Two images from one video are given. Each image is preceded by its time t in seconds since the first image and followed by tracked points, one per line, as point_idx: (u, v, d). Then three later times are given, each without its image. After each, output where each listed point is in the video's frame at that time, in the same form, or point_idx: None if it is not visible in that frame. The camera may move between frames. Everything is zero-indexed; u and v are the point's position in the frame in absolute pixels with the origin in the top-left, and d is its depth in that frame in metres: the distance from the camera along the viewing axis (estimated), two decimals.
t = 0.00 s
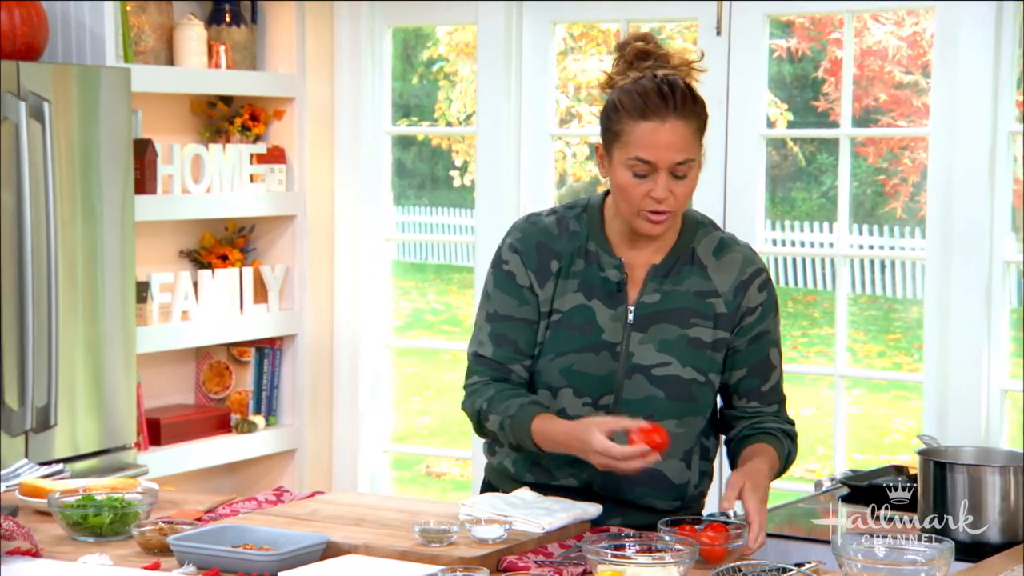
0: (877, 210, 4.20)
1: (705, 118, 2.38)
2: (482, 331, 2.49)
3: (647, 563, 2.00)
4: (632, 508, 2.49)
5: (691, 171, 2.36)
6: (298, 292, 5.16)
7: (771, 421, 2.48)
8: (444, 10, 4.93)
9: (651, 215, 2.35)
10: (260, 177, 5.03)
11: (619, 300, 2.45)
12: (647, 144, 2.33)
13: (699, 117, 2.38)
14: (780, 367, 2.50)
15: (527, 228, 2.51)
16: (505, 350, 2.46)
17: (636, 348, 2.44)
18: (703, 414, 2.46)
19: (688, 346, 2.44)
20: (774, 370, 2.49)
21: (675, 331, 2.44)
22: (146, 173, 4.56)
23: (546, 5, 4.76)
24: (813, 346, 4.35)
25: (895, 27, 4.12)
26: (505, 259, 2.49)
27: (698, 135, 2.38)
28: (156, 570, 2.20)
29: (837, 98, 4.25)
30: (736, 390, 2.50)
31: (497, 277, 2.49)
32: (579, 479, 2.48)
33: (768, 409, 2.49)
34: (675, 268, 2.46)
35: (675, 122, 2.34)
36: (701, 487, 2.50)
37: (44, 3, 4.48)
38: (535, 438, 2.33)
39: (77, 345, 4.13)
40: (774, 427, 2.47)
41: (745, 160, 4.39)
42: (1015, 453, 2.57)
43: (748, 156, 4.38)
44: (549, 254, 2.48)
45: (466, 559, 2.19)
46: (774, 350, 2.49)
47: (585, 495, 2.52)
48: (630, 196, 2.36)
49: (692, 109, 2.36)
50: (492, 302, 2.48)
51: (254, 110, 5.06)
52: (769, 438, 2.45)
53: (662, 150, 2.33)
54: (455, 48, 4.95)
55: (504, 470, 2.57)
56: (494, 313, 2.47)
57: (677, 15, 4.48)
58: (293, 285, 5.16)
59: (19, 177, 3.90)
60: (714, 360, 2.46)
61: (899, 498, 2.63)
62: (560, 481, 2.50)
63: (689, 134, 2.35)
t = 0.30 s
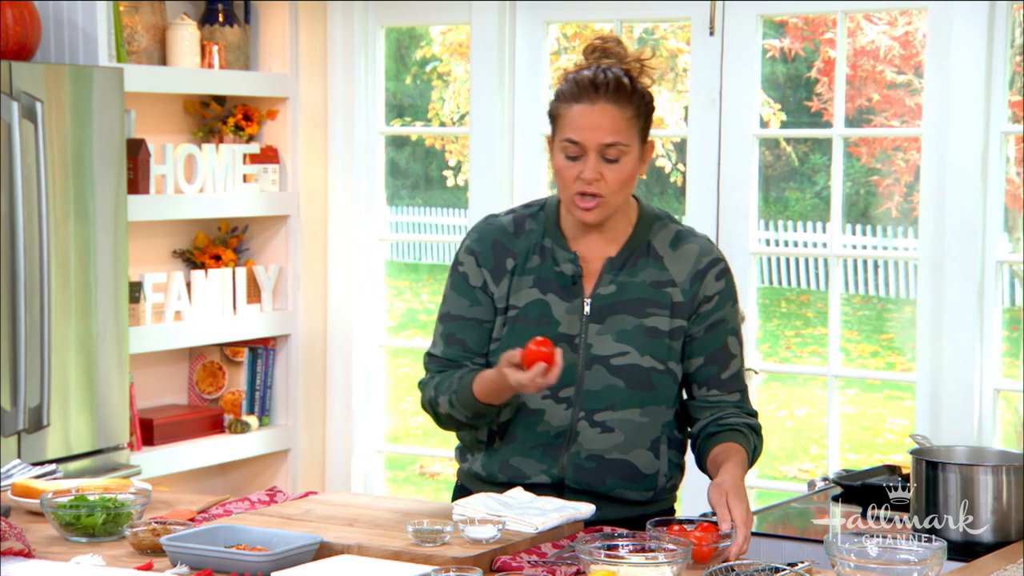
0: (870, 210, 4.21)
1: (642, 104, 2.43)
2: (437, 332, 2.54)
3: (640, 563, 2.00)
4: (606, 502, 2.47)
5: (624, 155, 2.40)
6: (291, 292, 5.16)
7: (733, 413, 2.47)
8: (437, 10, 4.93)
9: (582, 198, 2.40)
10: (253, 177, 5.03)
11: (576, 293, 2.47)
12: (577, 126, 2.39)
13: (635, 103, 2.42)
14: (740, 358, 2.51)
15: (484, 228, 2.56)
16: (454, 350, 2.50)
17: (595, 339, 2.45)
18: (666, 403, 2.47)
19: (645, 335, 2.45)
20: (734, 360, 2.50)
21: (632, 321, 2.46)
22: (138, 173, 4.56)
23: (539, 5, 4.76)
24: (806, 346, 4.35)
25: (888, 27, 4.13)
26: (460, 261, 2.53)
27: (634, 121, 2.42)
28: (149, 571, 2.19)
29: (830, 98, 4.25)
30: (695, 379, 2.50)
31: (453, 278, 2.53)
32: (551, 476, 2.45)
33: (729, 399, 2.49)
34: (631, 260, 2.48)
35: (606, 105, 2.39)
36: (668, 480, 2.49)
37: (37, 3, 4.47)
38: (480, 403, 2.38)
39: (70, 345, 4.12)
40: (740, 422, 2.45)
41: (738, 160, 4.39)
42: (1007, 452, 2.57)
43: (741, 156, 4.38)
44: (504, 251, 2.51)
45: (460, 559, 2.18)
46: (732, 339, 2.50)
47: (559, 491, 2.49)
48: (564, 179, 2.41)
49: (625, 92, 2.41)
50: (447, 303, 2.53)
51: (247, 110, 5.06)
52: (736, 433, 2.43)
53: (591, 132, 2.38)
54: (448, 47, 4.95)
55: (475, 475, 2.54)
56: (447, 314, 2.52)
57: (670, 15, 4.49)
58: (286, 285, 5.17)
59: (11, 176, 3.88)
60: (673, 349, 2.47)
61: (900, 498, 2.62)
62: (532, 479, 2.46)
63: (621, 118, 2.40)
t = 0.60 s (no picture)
0: (873, 210, 4.20)
1: (581, 89, 2.55)
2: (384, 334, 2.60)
3: (643, 563, 2.00)
4: (573, 492, 2.53)
5: (573, 136, 2.51)
6: (294, 293, 5.17)
7: (694, 392, 2.57)
8: (439, 10, 4.94)
9: (540, 179, 2.49)
10: (256, 177, 5.04)
11: (526, 286, 2.55)
12: (526, 113, 2.51)
13: (574, 88, 2.55)
14: (694, 341, 2.61)
15: (431, 233, 2.64)
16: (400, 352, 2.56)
17: (548, 330, 2.53)
18: (622, 390, 2.55)
19: (598, 324, 2.54)
20: (689, 344, 2.60)
21: (584, 310, 2.54)
22: (142, 173, 4.56)
23: (542, 4, 4.76)
24: (809, 346, 4.35)
25: (892, 27, 4.12)
26: (408, 265, 2.62)
27: (576, 104, 2.54)
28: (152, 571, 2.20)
29: (833, 98, 4.25)
30: (653, 366, 2.60)
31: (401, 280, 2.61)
32: (517, 468, 2.51)
33: (689, 381, 2.59)
34: (579, 251, 2.56)
35: (549, 91, 2.52)
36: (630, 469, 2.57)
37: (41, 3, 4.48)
38: (421, 365, 2.38)
39: (73, 345, 4.13)
40: (704, 397, 2.55)
41: (742, 160, 4.39)
42: (1011, 453, 2.56)
43: (744, 156, 4.39)
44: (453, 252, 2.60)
45: (463, 559, 2.18)
46: (685, 324, 2.60)
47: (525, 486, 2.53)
48: (519, 167, 2.50)
49: (565, 78, 2.53)
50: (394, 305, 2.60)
51: (251, 110, 5.06)
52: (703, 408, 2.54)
53: (541, 118, 2.50)
54: (451, 47, 4.95)
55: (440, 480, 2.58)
56: (394, 316, 2.57)
57: (673, 15, 4.50)
58: (289, 285, 5.17)
59: (15, 177, 3.88)
60: (626, 337, 2.56)
61: (899, 498, 2.62)
62: (498, 474, 2.51)
63: (564, 102, 2.52)
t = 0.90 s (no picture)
0: (882, 211, 4.19)
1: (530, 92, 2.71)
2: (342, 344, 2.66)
3: (651, 563, 2.00)
4: (542, 484, 2.64)
5: (536, 136, 2.67)
6: (302, 292, 5.17)
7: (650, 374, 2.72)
8: (447, 10, 4.95)
9: (516, 178, 2.62)
10: (264, 177, 5.04)
11: (487, 286, 2.64)
12: (496, 117, 2.64)
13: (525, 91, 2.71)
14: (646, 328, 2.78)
15: (384, 242, 2.70)
16: (358, 360, 2.63)
17: (512, 327, 2.63)
18: (584, 381, 2.68)
19: (559, 318, 2.65)
20: (642, 331, 2.75)
21: (545, 306, 2.65)
22: (151, 173, 4.56)
23: (551, 5, 4.76)
24: (818, 346, 4.35)
25: (900, 27, 4.12)
26: (363, 274, 2.67)
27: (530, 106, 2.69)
28: (161, 570, 2.20)
29: (842, 98, 4.24)
30: (611, 356, 2.74)
31: (357, 291, 2.67)
32: (489, 464, 2.60)
33: (645, 366, 2.74)
34: (534, 250, 2.68)
35: (509, 94, 2.66)
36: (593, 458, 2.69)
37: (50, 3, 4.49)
38: (384, 384, 2.49)
39: (82, 346, 4.13)
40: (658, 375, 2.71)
41: (750, 159, 4.39)
42: (1021, 453, 2.56)
43: (753, 156, 4.38)
44: (409, 259, 2.67)
45: (472, 559, 2.19)
46: (638, 313, 2.75)
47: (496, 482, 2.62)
48: (495, 169, 2.63)
49: (519, 82, 2.69)
50: (350, 315, 2.66)
51: (259, 110, 5.07)
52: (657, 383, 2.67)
53: (509, 120, 2.64)
54: (460, 48, 4.96)
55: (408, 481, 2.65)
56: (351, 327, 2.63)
57: (681, 15, 4.50)
58: (297, 285, 5.18)
59: (24, 178, 3.90)
60: (584, 328, 2.68)
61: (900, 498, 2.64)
62: (471, 471, 2.60)
63: (523, 103, 2.67)
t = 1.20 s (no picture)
0: (891, 210, 4.19)
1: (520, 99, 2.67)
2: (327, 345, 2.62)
3: (661, 563, 2.00)
4: (538, 475, 2.64)
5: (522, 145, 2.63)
6: (312, 292, 5.18)
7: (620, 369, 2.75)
8: (456, 10, 4.95)
9: (498, 186, 2.59)
10: (275, 178, 5.06)
11: (475, 284, 2.63)
12: (484, 122, 2.59)
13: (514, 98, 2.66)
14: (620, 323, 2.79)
15: (366, 242, 2.65)
16: (344, 361, 2.60)
17: (502, 323, 2.62)
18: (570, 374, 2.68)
19: (547, 313, 2.65)
20: (617, 326, 2.77)
21: (532, 302, 2.64)
22: (161, 173, 4.57)
23: (560, 5, 4.76)
24: (828, 346, 4.34)
25: (911, 26, 4.11)
26: (348, 275, 2.62)
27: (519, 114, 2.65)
28: (172, 569, 2.20)
29: (852, 98, 4.23)
30: (588, 352, 2.75)
31: (341, 292, 2.61)
32: (489, 458, 2.59)
33: (617, 362, 2.76)
34: (517, 247, 2.67)
35: (498, 100, 2.61)
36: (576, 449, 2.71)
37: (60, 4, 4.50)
38: (376, 388, 2.49)
39: (92, 345, 4.14)
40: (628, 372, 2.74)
41: (760, 159, 4.39)
42: None
43: (763, 156, 4.38)
44: (394, 259, 2.63)
45: (481, 559, 2.19)
46: (615, 309, 2.76)
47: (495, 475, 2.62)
48: (478, 174, 2.58)
49: (509, 88, 2.64)
50: (335, 317, 2.61)
51: (269, 111, 5.08)
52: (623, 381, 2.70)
53: (496, 127, 2.59)
54: (469, 48, 4.96)
55: (402, 479, 2.62)
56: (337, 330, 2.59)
57: (690, 15, 4.49)
58: (306, 285, 5.18)
59: (35, 179, 3.91)
60: (569, 323, 2.68)
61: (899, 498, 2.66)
62: (471, 465, 2.59)
63: (511, 111, 2.63)
